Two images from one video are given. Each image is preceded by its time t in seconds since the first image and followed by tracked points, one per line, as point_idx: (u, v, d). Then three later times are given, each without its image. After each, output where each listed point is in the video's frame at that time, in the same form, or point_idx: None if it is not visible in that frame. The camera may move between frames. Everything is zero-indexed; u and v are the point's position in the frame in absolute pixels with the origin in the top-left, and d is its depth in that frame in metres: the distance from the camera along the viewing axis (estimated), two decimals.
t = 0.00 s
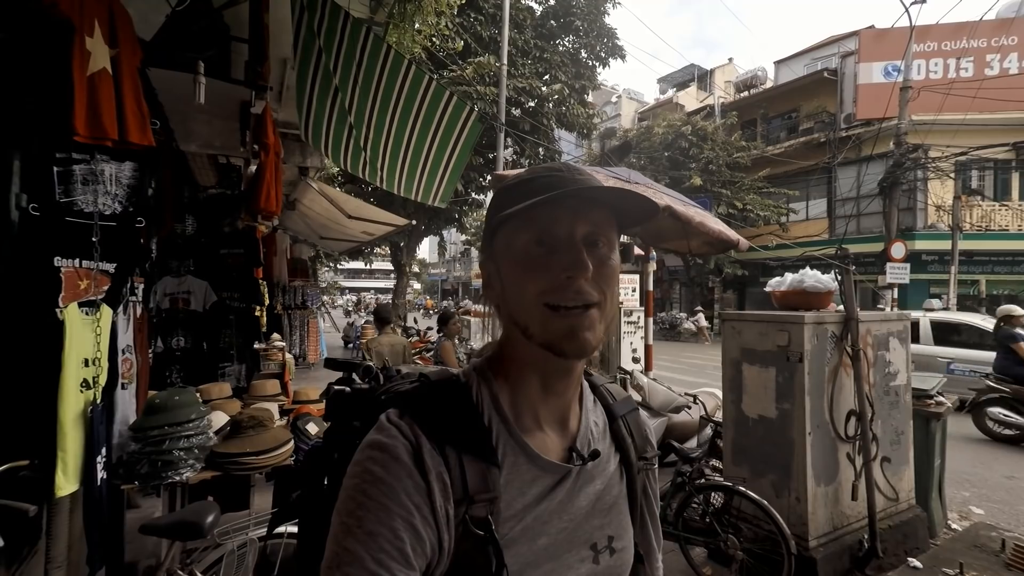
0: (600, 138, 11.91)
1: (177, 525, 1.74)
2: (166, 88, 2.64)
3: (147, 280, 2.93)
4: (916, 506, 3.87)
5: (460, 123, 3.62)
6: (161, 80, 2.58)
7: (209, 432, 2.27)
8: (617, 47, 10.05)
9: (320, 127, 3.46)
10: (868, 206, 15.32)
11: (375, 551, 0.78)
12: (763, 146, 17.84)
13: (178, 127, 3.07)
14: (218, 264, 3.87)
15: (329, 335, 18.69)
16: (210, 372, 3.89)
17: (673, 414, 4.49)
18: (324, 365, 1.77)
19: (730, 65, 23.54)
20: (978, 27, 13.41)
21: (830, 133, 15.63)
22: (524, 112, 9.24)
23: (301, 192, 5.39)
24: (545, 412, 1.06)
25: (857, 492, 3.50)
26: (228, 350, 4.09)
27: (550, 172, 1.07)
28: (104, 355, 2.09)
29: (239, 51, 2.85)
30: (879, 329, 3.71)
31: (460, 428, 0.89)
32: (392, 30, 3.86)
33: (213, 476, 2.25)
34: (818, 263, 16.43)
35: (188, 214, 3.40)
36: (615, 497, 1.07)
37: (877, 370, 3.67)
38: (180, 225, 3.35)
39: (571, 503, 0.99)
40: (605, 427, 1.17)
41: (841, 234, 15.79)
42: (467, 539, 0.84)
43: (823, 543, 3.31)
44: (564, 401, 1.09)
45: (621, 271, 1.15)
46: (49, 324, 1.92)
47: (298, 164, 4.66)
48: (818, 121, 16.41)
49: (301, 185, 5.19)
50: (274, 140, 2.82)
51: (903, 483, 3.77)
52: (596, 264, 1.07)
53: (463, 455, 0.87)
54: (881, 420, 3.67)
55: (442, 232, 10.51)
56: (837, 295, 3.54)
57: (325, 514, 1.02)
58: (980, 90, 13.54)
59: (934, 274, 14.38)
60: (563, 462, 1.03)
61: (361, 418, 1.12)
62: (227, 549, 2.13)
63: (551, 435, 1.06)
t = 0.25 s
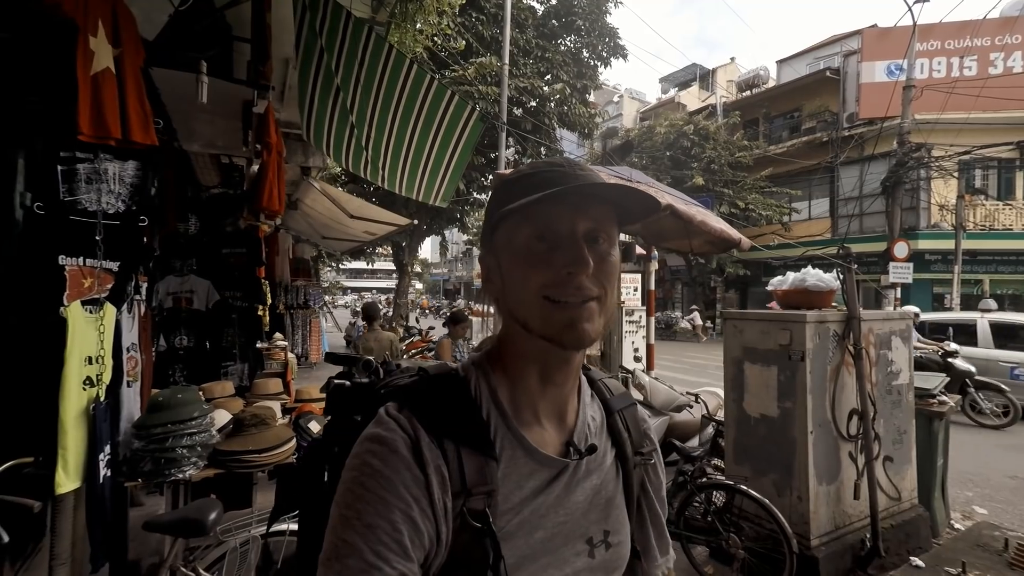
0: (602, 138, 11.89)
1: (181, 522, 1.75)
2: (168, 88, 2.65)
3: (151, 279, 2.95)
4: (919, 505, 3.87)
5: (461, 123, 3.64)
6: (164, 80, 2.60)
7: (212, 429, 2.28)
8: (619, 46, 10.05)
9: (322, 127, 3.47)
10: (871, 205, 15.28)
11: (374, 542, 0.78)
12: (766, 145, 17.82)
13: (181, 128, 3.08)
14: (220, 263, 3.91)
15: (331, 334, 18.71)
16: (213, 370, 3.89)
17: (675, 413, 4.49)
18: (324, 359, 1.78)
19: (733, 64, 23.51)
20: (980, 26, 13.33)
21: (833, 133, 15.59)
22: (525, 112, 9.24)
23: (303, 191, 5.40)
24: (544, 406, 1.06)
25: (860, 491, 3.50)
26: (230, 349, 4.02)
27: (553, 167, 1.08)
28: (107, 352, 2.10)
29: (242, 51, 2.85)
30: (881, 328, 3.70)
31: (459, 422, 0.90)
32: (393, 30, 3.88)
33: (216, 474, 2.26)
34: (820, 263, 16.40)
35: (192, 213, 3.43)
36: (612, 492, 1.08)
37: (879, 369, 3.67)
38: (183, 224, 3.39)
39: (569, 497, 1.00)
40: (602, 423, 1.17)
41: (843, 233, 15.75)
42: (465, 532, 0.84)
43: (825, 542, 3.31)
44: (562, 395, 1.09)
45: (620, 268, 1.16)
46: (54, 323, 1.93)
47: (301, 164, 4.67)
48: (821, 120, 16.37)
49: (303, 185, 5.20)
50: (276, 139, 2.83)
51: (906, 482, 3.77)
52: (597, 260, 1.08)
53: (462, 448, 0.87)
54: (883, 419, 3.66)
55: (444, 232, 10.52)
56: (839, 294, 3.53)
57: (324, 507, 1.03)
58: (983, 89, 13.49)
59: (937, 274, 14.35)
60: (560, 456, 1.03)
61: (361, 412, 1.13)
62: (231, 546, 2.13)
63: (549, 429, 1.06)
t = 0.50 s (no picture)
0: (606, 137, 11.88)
1: (187, 521, 1.76)
2: (174, 89, 2.67)
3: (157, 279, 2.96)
4: (925, 507, 3.84)
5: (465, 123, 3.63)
6: (170, 81, 2.61)
7: (217, 428, 2.30)
8: (623, 46, 10.04)
9: (327, 127, 3.49)
10: (877, 205, 15.19)
11: (371, 542, 0.79)
12: (770, 145, 17.76)
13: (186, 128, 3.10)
14: (226, 263, 3.92)
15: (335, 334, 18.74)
16: (218, 370, 3.87)
17: (680, 413, 4.48)
18: (328, 358, 1.80)
19: (737, 63, 23.44)
20: (988, 23, 13.25)
21: (838, 132, 15.53)
22: (529, 112, 9.24)
23: (307, 192, 5.42)
24: (542, 407, 1.06)
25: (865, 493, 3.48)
26: (235, 349, 4.01)
27: (553, 167, 1.08)
28: (114, 352, 2.12)
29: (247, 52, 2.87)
30: (887, 328, 3.69)
31: (455, 420, 0.89)
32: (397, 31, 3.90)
33: (221, 473, 2.27)
34: (825, 263, 16.33)
35: (197, 214, 3.46)
36: (611, 494, 1.07)
37: (885, 370, 3.65)
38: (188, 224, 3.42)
39: (566, 499, 0.99)
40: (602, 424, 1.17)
41: (849, 233, 15.67)
42: (462, 532, 0.84)
43: (830, 543, 3.30)
44: (561, 395, 1.09)
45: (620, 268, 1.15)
46: (60, 322, 1.95)
47: (305, 165, 4.69)
48: (826, 119, 16.30)
49: (308, 185, 5.22)
50: (281, 140, 2.84)
51: (912, 483, 3.75)
52: (596, 259, 1.07)
53: (459, 448, 0.87)
54: (889, 420, 3.64)
55: (448, 232, 10.53)
56: (844, 295, 3.52)
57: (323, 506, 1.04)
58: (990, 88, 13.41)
59: (944, 274, 14.27)
60: (558, 457, 1.03)
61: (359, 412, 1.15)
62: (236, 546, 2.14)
63: (548, 430, 1.06)
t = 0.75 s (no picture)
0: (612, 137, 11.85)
1: (197, 519, 1.78)
2: (183, 90, 2.69)
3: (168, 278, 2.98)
4: (937, 510, 3.80)
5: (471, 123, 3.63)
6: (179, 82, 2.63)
7: (226, 428, 2.31)
8: (629, 45, 10.02)
9: (333, 128, 3.45)
10: (887, 204, 15.06)
11: (371, 545, 0.79)
12: (778, 144, 17.66)
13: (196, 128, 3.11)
14: (235, 264, 3.92)
15: (341, 334, 18.80)
16: (226, 369, 3.91)
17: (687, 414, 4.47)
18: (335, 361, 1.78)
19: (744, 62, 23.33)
20: (1000, 20, 13.11)
21: (847, 131, 15.41)
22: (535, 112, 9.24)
23: (314, 192, 5.44)
24: (546, 410, 1.06)
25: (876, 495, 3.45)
26: (245, 349, 4.05)
27: (534, 167, 1.07)
28: (124, 352, 2.13)
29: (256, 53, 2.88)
30: (898, 329, 3.65)
31: (458, 423, 0.89)
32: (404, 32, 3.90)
33: (230, 472, 2.29)
34: (834, 263, 16.21)
35: (206, 214, 3.48)
36: (619, 496, 1.07)
37: (896, 371, 3.62)
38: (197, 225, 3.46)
39: (572, 502, 0.99)
40: (608, 425, 1.16)
41: (858, 233, 15.55)
42: (464, 536, 0.83)
43: (840, 546, 3.27)
44: (563, 397, 1.08)
45: (613, 263, 1.13)
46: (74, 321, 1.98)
47: (312, 166, 4.71)
48: (835, 118, 16.18)
49: (315, 186, 5.24)
50: (290, 141, 2.85)
51: (924, 486, 3.71)
52: (583, 257, 1.07)
53: (460, 450, 0.87)
54: (900, 422, 3.61)
55: (454, 232, 10.54)
56: (854, 295, 3.49)
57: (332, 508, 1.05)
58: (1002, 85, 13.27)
59: (956, 274, 14.15)
60: (564, 460, 1.03)
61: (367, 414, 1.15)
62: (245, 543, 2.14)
63: (552, 433, 1.06)
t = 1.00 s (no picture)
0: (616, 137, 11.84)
1: (203, 517, 1.79)
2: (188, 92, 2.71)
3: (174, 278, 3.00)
4: (944, 511, 3.79)
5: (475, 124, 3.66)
6: (185, 84, 2.66)
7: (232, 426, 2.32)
8: (633, 45, 10.01)
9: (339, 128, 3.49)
10: (893, 204, 14.97)
11: (377, 541, 0.78)
12: (783, 143, 17.60)
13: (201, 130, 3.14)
14: (241, 264, 4.00)
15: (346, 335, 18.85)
16: (232, 369, 3.88)
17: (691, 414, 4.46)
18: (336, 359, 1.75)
19: (749, 62, 23.26)
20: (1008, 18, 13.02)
21: (853, 130, 15.34)
22: (539, 112, 9.23)
23: (319, 193, 5.46)
24: (550, 405, 1.06)
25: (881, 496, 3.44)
26: (250, 349, 4.05)
27: (545, 163, 1.08)
28: (131, 351, 2.15)
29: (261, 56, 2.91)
30: (904, 329, 3.64)
31: (463, 419, 0.90)
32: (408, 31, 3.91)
33: (236, 470, 2.30)
34: (840, 263, 16.16)
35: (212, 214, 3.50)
36: (619, 493, 1.09)
37: (902, 371, 3.60)
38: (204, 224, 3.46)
39: (574, 498, 1.00)
40: (610, 423, 1.17)
41: (864, 233, 15.48)
42: (468, 530, 0.84)
43: (845, 546, 3.26)
44: (566, 394, 1.09)
45: (620, 260, 1.14)
46: (82, 319, 2.01)
47: (317, 166, 4.73)
48: (840, 117, 16.10)
49: (319, 186, 5.26)
50: (295, 142, 2.88)
51: (930, 487, 3.69)
52: (592, 255, 1.07)
53: (465, 446, 0.88)
54: (906, 422, 3.60)
55: (458, 232, 10.55)
56: (859, 295, 3.48)
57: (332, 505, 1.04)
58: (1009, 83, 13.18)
59: (962, 274, 14.09)
60: (567, 457, 1.04)
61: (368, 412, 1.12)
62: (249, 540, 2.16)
63: (555, 430, 1.06)
